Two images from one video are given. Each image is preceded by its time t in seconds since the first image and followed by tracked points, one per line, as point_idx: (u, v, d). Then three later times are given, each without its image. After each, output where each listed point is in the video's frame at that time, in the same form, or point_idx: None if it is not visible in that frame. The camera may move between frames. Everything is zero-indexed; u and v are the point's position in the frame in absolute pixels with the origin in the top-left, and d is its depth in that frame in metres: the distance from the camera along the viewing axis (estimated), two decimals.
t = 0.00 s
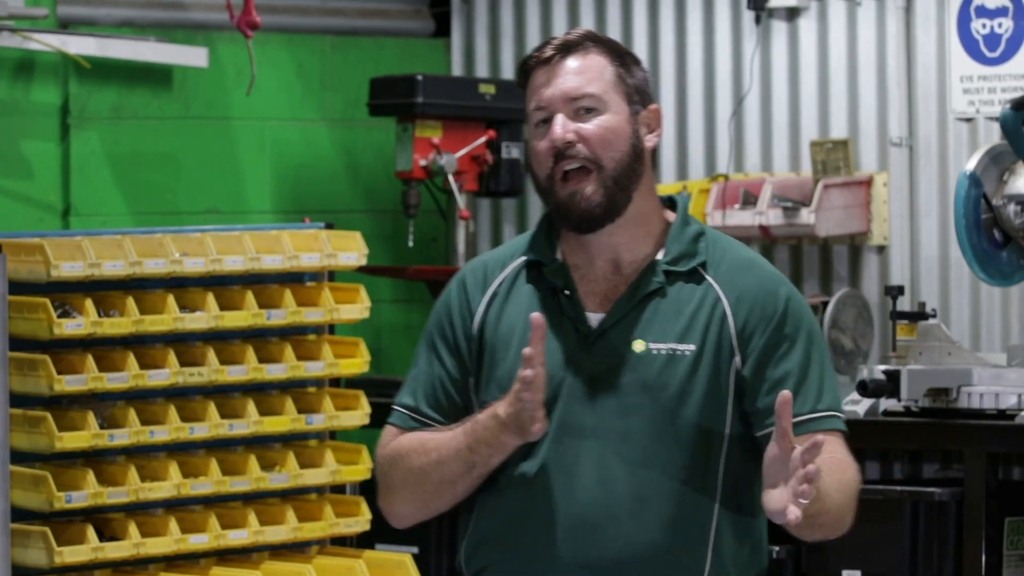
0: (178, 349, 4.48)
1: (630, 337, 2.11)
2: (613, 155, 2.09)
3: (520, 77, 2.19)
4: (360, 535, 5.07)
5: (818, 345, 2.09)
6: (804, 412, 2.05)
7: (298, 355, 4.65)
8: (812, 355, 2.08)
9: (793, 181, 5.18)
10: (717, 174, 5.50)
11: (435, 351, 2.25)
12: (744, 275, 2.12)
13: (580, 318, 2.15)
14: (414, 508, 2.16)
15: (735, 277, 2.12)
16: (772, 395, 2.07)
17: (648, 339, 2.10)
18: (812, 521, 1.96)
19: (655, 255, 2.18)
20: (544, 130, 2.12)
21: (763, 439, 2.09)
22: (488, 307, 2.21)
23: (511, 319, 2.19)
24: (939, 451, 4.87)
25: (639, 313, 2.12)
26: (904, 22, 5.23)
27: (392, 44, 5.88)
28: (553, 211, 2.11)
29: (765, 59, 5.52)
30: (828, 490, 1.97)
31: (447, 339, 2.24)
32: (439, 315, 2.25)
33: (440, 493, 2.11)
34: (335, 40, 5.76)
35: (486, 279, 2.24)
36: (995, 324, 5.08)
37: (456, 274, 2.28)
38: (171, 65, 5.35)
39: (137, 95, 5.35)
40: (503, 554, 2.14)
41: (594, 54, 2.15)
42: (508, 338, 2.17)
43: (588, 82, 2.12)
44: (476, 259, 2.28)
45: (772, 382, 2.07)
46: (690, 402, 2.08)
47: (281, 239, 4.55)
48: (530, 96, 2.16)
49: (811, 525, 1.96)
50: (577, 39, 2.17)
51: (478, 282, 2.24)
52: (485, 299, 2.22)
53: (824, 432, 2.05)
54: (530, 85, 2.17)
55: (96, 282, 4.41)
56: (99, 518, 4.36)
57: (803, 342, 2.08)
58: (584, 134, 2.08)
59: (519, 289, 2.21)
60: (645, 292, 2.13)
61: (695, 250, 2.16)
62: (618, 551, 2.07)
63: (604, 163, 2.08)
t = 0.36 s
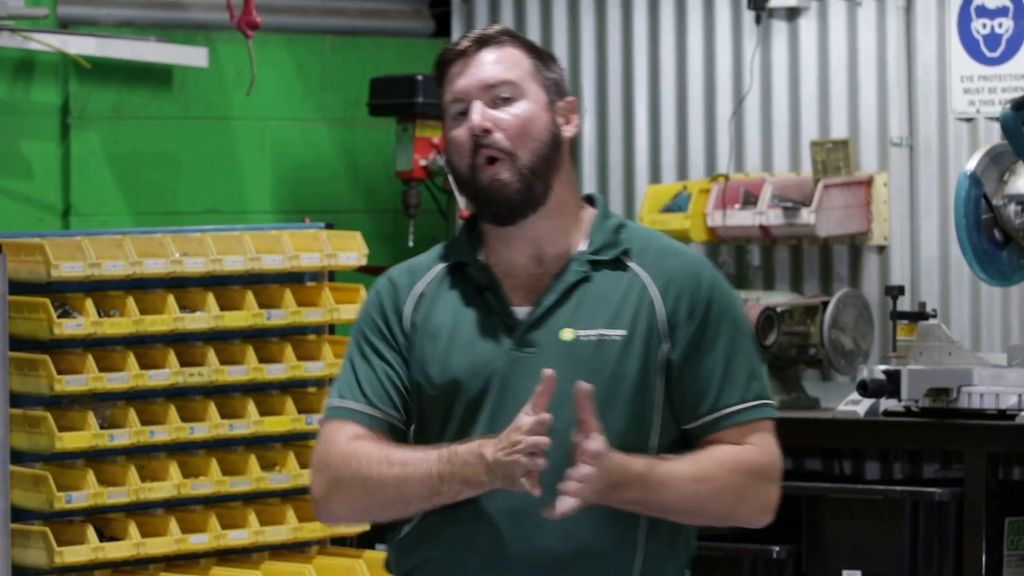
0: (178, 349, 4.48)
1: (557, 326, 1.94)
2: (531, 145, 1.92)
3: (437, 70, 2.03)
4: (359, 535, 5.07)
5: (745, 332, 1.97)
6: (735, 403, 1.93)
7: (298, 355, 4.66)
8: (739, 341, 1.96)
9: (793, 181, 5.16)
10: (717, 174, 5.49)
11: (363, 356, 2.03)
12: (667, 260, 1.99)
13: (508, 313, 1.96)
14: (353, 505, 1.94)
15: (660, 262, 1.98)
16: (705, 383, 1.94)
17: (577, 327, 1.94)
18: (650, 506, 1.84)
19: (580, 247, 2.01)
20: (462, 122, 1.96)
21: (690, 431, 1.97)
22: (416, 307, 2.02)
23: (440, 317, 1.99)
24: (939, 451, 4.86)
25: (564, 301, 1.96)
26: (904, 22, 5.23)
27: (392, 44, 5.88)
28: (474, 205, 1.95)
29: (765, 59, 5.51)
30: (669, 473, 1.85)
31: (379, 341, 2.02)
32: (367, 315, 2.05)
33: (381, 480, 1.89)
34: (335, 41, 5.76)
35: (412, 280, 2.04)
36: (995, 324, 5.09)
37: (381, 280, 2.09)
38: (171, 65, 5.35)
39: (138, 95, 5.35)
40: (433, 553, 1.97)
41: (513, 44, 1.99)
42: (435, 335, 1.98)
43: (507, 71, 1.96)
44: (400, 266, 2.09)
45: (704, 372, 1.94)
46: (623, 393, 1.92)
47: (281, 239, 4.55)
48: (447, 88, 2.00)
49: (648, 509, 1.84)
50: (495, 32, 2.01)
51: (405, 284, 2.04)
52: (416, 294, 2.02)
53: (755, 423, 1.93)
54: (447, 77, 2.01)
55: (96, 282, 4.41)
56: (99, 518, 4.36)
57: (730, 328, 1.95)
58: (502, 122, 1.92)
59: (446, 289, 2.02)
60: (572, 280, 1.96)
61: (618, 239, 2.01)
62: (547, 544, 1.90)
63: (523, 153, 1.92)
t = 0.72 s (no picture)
0: (178, 349, 4.48)
1: (467, 320, 2.02)
2: (473, 149, 2.01)
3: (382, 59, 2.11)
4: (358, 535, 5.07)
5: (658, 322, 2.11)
6: (659, 382, 2.06)
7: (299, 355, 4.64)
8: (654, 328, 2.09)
9: (793, 181, 5.14)
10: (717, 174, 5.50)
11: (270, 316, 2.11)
12: (581, 258, 2.11)
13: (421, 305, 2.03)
14: (223, 349, 1.91)
15: (573, 260, 2.10)
16: (628, 370, 2.07)
17: (487, 320, 2.01)
18: (625, 434, 1.89)
19: (493, 243, 2.11)
20: (405, 116, 2.05)
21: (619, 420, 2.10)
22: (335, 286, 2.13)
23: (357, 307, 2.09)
24: (938, 452, 4.86)
25: (474, 296, 2.05)
26: (904, 22, 5.23)
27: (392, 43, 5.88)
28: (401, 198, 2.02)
29: (765, 59, 5.51)
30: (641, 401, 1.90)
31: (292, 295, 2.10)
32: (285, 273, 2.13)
33: (259, 313, 1.91)
34: (335, 41, 5.77)
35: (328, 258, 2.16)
36: (995, 324, 5.08)
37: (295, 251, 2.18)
38: (171, 65, 5.35)
39: (137, 95, 5.35)
40: (353, 545, 2.00)
41: (461, 47, 2.10)
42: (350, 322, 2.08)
43: (456, 73, 2.06)
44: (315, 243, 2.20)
45: (622, 360, 2.07)
46: (533, 380, 2.00)
47: (281, 239, 4.55)
48: (392, 79, 2.08)
49: (622, 434, 1.89)
50: (446, 29, 2.11)
51: (323, 261, 2.16)
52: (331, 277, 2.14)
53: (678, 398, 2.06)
54: (391, 68, 2.09)
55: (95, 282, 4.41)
56: (100, 518, 4.36)
57: (644, 318, 2.09)
58: (448, 124, 2.01)
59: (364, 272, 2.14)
60: (482, 277, 2.06)
61: (533, 238, 2.11)
62: (473, 536, 1.95)
63: (465, 155, 2.01)
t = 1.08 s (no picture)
0: (178, 349, 4.47)
1: (436, 335, 2.11)
2: (449, 169, 2.08)
3: (369, 56, 2.12)
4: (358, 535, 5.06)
5: (615, 337, 2.19)
6: (624, 410, 2.15)
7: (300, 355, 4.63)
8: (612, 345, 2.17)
9: (793, 181, 5.15)
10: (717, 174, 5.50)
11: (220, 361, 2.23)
12: (545, 266, 2.18)
13: (381, 321, 2.13)
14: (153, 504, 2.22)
15: (536, 271, 2.17)
16: (595, 391, 2.14)
17: (456, 334, 2.11)
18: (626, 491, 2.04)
19: (454, 255, 2.19)
20: (387, 123, 2.08)
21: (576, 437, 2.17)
22: (280, 314, 2.19)
23: (311, 328, 2.15)
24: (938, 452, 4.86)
25: (438, 309, 2.14)
26: (904, 23, 5.23)
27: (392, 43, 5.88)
28: (370, 203, 2.07)
29: (765, 59, 5.51)
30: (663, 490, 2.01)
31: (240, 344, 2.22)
32: (232, 318, 2.23)
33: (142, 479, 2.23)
34: (334, 41, 5.76)
35: (277, 287, 2.22)
36: (995, 325, 5.09)
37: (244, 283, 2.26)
38: (171, 65, 5.35)
39: (137, 95, 5.35)
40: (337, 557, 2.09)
41: (452, 61, 2.12)
42: (302, 346, 2.14)
43: (446, 90, 2.09)
44: (260, 271, 2.26)
45: (587, 378, 2.14)
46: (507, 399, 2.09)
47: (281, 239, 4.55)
48: (377, 81, 2.10)
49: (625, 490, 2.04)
50: (437, 39, 2.13)
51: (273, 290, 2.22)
52: (275, 305, 2.19)
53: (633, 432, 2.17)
54: (377, 69, 2.11)
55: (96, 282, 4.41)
56: (99, 518, 4.36)
57: (609, 335, 2.17)
58: (430, 143, 2.06)
59: (311, 295, 2.18)
60: (449, 289, 2.14)
61: (494, 247, 2.20)
62: (454, 545, 2.06)
63: (441, 175, 2.07)
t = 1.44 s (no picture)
0: (177, 349, 4.47)
1: (438, 341, 2.04)
2: (450, 178, 1.99)
3: (361, 68, 2.02)
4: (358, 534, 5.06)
5: (616, 330, 2.10)
6: (621, 410, 2.07)
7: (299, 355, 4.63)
8: (615, 341, 2.09)
9: (793, 181, 5.15)
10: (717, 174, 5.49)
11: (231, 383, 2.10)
12: (538, 262, 2.10)
13: (384, 330, 2.05)
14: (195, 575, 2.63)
15: (533, 269, 2.09)
16: (594, 386, 2.06)
17: (459, 339, 2.04)
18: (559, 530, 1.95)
19: (450, 258, 2.11)
20: (384, 135, 1.99)
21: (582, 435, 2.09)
22: (283, 331, 2.09)
23: (309, 339, 2.07)
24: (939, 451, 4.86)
25: (440, 313, 2.06)
26: (904, 22, 5.23)
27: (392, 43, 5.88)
28: (373, 218, 1.99)
29: (765, 59, 5.51)
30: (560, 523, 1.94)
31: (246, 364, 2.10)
32: (235, 337, 2.10)
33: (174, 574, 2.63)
34: (334, 41, 5.77)
35: (274, 301, 2.11)
36: (995, 325, 5.09)
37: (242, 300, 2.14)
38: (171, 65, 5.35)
39: (138, 95, 5.35)
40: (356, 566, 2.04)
41: (444, 68, 2.02)
42: (306, 360, 2.05)
43: (442, 99, 1.99)
44: (255, 286, 2.14)
45: (588, 378, 2.06)
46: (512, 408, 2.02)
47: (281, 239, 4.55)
48: (371, 93, 2.00)
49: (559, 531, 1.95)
50: (429, 48, 2.03)
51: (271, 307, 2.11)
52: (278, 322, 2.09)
53: (639, 426, 2.09)
54: (371, 81, 2.01)
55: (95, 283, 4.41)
56: (99, 518, 4.36)
57: (606, 329, 2.08)
58: (430, 154, 1.97)
59: (311, 309, 2.09)
60: (449, 293, 2.07)
61: (487, 247, 2.11)
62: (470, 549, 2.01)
63: (442, 184, 1.98)
